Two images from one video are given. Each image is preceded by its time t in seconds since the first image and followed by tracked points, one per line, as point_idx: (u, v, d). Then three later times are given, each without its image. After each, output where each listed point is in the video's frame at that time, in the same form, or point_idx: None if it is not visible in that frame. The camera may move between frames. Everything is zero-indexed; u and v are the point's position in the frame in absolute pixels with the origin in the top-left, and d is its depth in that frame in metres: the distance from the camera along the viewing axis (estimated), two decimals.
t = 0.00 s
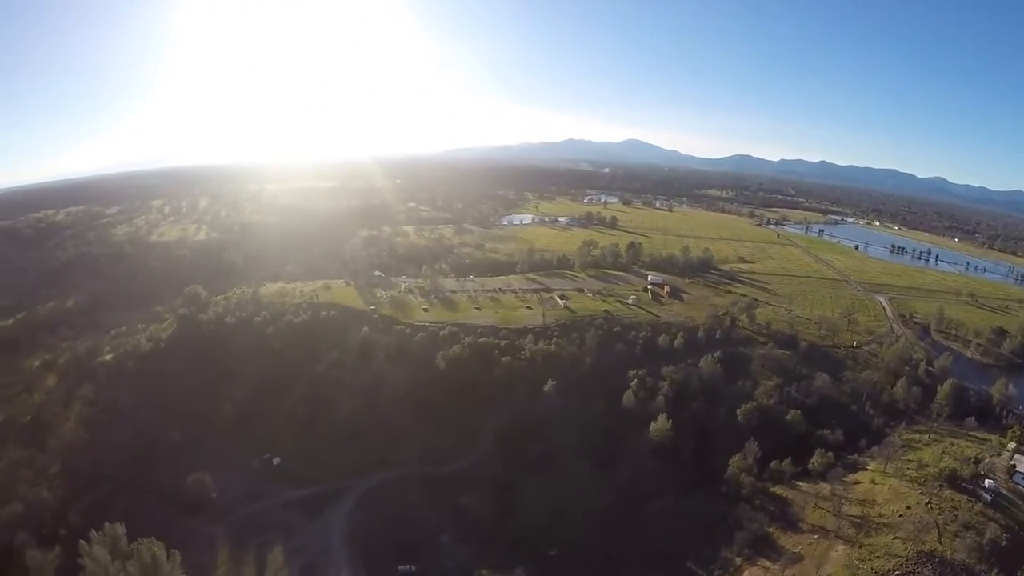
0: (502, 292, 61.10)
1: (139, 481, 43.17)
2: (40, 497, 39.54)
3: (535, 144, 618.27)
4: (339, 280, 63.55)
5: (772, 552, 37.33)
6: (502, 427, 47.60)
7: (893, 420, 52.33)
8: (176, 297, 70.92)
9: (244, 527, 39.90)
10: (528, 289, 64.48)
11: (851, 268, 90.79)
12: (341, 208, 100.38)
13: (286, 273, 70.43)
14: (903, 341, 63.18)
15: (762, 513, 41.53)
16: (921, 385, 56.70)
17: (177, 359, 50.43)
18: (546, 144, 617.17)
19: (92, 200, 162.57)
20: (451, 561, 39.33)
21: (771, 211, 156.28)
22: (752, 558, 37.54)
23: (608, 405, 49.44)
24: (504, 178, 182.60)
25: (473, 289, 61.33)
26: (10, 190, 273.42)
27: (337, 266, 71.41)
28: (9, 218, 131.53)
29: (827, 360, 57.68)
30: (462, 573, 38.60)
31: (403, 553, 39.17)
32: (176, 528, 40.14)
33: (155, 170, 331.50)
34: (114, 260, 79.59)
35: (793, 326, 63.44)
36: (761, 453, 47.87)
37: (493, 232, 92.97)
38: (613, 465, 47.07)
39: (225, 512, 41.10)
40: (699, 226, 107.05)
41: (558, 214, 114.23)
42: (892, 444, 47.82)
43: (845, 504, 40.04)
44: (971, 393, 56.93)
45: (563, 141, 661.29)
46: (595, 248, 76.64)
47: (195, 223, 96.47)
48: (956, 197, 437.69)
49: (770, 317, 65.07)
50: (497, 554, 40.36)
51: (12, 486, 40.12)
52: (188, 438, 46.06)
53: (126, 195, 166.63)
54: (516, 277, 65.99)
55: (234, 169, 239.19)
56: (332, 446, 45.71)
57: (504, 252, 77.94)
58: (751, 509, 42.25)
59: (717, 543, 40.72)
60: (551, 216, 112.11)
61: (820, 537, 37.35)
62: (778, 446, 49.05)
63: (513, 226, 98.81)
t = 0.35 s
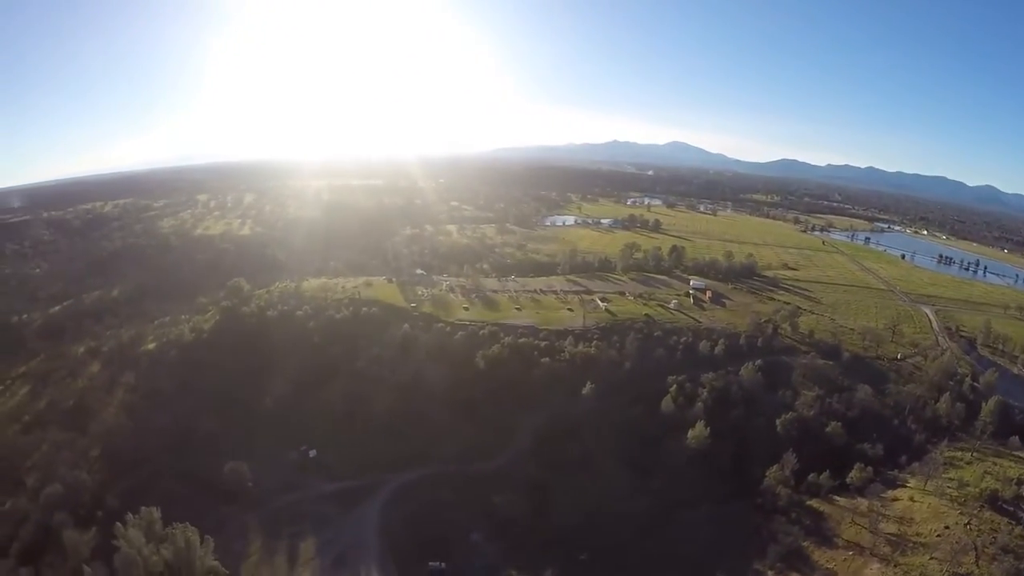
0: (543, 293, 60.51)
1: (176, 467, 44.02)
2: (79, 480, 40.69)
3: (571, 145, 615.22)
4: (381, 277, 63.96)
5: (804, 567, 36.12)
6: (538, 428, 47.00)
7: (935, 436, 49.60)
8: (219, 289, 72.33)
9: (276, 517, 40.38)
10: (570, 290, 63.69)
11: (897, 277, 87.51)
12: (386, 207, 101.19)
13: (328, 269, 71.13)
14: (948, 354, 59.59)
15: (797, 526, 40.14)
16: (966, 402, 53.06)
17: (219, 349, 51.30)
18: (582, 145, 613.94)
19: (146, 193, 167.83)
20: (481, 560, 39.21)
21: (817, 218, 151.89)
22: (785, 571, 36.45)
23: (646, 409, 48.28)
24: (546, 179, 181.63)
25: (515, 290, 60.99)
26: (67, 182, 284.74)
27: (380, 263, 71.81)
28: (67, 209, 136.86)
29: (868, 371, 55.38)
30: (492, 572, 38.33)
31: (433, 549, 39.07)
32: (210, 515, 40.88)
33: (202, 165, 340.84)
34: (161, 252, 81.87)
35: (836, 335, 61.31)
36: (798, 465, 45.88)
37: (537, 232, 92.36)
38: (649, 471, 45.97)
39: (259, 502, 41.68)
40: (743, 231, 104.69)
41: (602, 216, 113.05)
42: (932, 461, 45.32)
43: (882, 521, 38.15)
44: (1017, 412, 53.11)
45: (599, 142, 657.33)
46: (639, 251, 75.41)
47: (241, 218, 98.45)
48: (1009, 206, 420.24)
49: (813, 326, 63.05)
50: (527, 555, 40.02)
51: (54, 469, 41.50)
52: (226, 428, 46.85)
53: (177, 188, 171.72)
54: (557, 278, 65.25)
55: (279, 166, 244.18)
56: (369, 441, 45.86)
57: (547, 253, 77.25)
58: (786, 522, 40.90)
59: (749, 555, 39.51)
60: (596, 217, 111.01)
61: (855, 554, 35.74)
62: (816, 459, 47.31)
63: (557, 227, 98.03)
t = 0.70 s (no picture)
0: (584, 294, 59.98)
1: (213, 456, 45.02)
2: (118, 463, 41.87)
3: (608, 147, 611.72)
4: (423, 275, 64.28)
5: None
6: (574, 430, 46.34)
7: (977, 455, 47.26)
8: (261, 282, 73.63)
9: (309, 509, 40.92)
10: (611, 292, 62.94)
11: (944, 289, 84.38)
12: (430, 206, 101.82)
13: (369, 265, 71.69)
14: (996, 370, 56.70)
15: (831, 542, 38.62)
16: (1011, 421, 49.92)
17: (259, 340, 52.09)
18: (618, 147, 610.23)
19: (196, 187, 172.62)
20: (514, 559, 38.91)
21: (864, 226, 147.40)
22: None
23: (685, 416, 47.37)
24: (588, 180, 180.38)
25: (557, 290, 60.55)
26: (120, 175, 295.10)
27: (422, 261, 72.05)
28: (121, 200, 141.77)
29: (911, 385, 53.22)
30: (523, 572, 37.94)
31: (466, 547, 39.05)
32: (244, 503, 41.56)
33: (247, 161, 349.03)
34: (207, 245, 83.95)
35: (880, 347, 59.29)
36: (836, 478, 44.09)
37: (577, 233, 91.83)
38: (684, 478, 45.10)
39: (294, 492, 42.28)
40: (788, 237, 102.33)
41: (644, 219, 111.83)
42: (973, 481, 43.38)
43: (919, 540, 36.63)
44: None
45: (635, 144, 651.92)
46: (682, 255, 74.15)
47: (285, 213, 100.18)
48: None
49: (856, 336, 61.15)
50: (559, 556, 39.70)
51: (94, 451, 42.78)
52: (265, 418, 47.58)
53: (226, 183, 176.23)
54: (598, 280, 64.60)
55: (322, 163, 248.47)
56: (405, 437, 46.03)
57: (589, 254, 76.48)
58: (821, 536, 39.46)
59: (783, 568, 38.19)
60: (636, 220, 109.82)
61: (891, 573, 34.29)
62: (855, 474, 45.29)
63: (599, 228, 97.31)
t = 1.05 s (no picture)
0: (627, 298, 59.25)
1: (252, 445, 45.57)
2: (157, 449, 43.01)
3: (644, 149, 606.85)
4: (467, 274, 64.39)
5: None
6: (613, 434, 45.72)
7: None
8: (305, 277, 74.78)
9: (345, 502, 41.29)
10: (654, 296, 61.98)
11: (997, 303, 80.76)
12: (474, 205, 102.13)
13: (412, 263, 72.12)
14: None
15: (868, 560, 37.13)
16: None
17: (303, 335, 52.97)
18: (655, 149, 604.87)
19: (246, 182, 177.11)
20: (545, 562, 38.57)
21: (914, 235, 142.47)
22: None
23: (725, 425, 46.01)
24: (631, 183, 178.75)
25: (600, 293, 59.96)
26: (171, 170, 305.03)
27: (464, 260, 72.18)
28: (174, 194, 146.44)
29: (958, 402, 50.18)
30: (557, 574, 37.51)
31: (499, 548, 38.90)
32: (281, 492, 42.21)
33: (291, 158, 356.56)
34: (253, 240, 85.80)
35: (925, 361, 56.78)
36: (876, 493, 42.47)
37: (621, 236, 91.06)
38: (724, 489, 43.73)
39: (330, 484, 42.71)
40: (835, 245, 99.69)
41: (687, 222, 110.23)
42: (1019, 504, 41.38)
43: (957, 562, 35.27)
44: None
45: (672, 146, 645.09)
46: (726, 260, 72.71)
47: (330, 209, 101.70)
48: None
49: (902, 349, 58.95)
50: (591, 560, 39.11)
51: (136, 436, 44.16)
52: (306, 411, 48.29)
53: (274, 178, 180.42)
54: (641, 283, 63.78)
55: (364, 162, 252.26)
56: (442, 435, 46.08)
57: (632, 257, 75.68)
58: (857, 554, 37.88)
59: None
60: (680, 223, 108.33)
61: None
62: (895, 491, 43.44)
63: (643, 231, 96.29)
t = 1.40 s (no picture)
0: (671, 302, 58.36)
1: (290, 437, 45.88)
2: (198, 437, 44.10)
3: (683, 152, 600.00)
4: (510, 274, 64.43)
5: None
6: (651, 441, 45.04)
7: None
8: (350, 273, 75.78)
9: (380, 496, 41.57)
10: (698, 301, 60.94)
11: None
12: (519, 205, 102.28)
13: (457, 262, 72.53)
14: None
15: None
16: None
17: (347, 331, 53.69)
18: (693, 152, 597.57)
19: (294, 178, 181.30)
20: (575, 563, 38.10)
21: (967, 246, 137.10)
22: None
23: (765, 435, 44.60)
24: (677, 185, 176.85)
25: (643, 297, 59.36)
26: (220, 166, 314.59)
27: (509, 259, 72.31)
28: (227, 188, 150.96)
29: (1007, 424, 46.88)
30: None
31: (530, 547, 38.48)
32: (319, 483, 42.78)
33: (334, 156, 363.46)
34: (299, 235, 87.54)
35: (972, 377, 53.93)
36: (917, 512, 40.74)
37: (666, 239, 89.99)
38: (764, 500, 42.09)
39: (367, 477, 43.03)
40: (885, 254, 96.69)
41: (734, 226, 108.28)
42: None
43: None
44: None
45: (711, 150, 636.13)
46: (773, 267, 71.21)
47: (376, 207, 103.01)
48: None
49: (949, 364, 56.35)
50: (625, 564, 38.53)
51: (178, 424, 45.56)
52: (344, 406, 48.45)
53: (322, 175, 183.91)
54: (686, 288, 62.79)
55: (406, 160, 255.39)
56: (482, 433, 46.18)
57: (677, 261, 74.65)
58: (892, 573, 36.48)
59: None
60: (726, 227, 106.45)
61: None
62: (935, 511, 41.34)
63: (688, 235, 95.00)
